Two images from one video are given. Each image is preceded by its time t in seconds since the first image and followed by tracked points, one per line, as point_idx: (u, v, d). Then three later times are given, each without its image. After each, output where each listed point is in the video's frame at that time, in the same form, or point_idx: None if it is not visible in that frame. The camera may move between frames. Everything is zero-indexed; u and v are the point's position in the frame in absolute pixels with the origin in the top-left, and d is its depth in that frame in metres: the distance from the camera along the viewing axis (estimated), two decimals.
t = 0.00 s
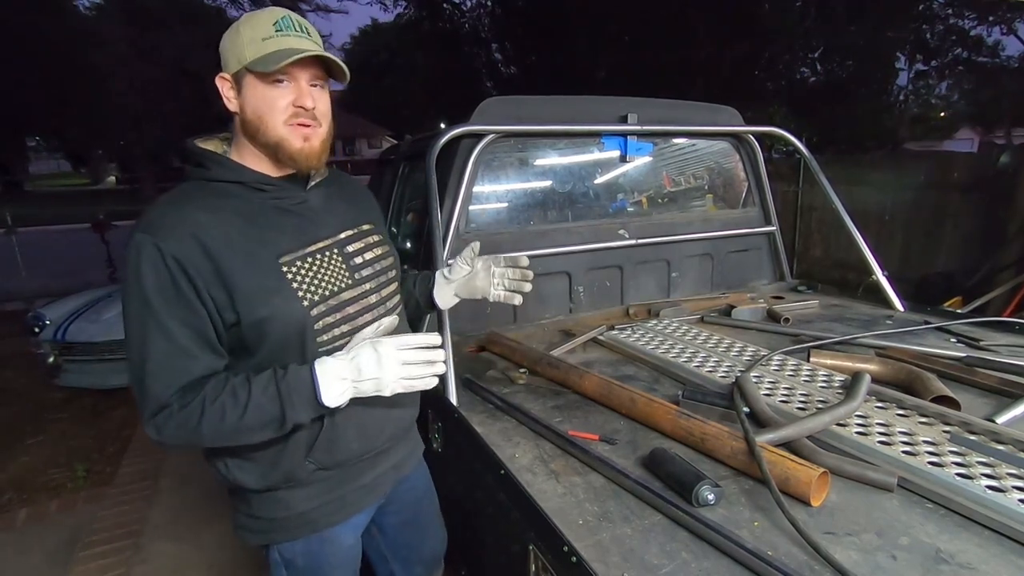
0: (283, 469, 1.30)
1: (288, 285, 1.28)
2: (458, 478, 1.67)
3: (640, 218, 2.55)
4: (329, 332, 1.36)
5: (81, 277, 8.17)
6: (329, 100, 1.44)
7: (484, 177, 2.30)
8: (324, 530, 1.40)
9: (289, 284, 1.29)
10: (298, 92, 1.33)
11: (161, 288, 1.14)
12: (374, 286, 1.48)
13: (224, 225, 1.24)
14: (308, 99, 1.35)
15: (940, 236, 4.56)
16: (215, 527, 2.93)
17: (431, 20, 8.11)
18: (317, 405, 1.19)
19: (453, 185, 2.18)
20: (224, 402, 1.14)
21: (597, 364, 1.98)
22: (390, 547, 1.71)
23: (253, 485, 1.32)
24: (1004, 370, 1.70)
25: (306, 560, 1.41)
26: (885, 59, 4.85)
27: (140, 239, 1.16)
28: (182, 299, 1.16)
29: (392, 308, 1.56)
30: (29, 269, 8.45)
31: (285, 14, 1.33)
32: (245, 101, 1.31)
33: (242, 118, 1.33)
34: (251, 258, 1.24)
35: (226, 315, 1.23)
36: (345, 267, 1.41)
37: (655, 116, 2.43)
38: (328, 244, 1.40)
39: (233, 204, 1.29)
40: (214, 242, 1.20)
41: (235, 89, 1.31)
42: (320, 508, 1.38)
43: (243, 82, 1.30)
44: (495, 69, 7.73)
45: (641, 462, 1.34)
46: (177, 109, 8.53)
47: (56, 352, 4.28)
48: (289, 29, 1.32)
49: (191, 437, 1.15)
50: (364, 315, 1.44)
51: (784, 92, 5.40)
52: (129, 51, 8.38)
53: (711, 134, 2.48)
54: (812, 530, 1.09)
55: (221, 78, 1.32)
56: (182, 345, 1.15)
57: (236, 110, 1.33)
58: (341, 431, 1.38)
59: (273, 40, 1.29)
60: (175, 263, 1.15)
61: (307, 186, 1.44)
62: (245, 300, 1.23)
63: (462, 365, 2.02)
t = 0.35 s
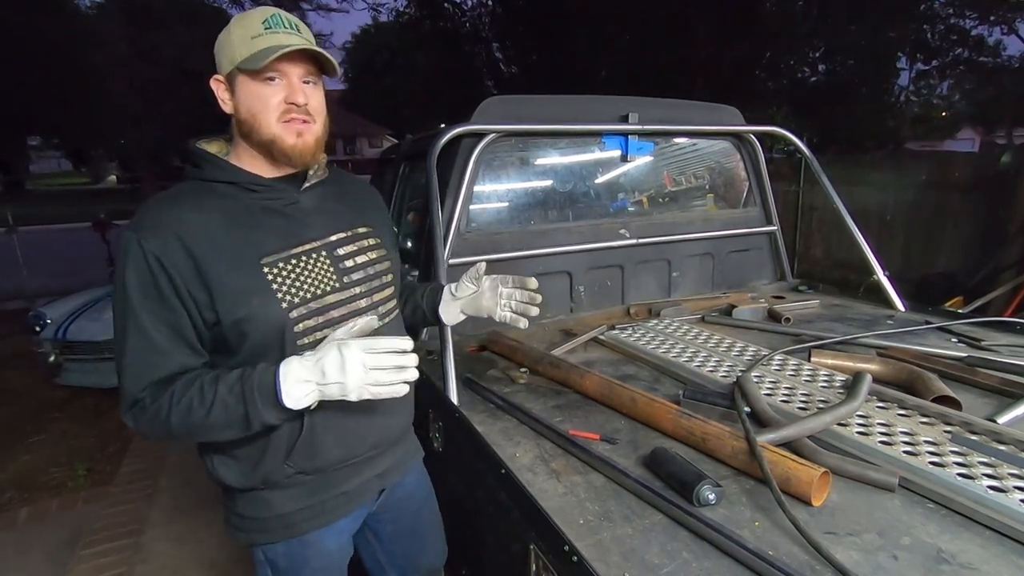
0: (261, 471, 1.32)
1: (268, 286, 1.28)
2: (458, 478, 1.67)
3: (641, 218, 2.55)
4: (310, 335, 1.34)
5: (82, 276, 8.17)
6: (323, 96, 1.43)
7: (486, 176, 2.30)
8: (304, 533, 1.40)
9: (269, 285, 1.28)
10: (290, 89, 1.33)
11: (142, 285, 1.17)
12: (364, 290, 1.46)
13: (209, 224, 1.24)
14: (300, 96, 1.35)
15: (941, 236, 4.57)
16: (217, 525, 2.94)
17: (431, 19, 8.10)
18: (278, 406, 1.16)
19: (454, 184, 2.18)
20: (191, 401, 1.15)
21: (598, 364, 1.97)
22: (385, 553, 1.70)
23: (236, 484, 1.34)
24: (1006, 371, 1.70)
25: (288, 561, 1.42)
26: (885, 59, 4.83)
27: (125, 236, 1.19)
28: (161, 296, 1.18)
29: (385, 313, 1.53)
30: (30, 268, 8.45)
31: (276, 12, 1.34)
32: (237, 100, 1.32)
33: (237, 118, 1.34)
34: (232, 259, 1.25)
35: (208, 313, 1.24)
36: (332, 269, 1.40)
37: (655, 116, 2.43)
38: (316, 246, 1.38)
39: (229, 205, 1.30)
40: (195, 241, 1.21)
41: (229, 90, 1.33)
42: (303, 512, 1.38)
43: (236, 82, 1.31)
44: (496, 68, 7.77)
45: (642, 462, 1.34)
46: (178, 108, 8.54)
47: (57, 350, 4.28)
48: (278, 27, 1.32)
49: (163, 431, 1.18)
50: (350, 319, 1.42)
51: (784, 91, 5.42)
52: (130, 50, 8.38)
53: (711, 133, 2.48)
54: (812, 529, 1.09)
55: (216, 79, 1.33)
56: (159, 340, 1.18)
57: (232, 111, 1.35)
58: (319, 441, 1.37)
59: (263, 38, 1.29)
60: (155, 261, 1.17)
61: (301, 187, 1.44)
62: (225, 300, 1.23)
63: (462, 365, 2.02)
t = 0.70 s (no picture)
0: (255, 472, 1.32)
1: (263, 286, 1.28)
2: (458, 478, 1.67)
3: (641, 217, 2.55)
4: (306, 336, 1.33)
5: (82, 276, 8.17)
6: (325, 96, 1.43)
7: (486, 176, 2.30)
8: (299, 535, 1.40)
9: (264, 284, 1.28)
10: (292, 89, 1.33)
11: (140, 283, 1.18)
12: (363, 291, 1.45)
13: (206, 223, 1.25)
14: (303, 97, 1.35)
15: (942, 236, 4.56)
16: (218, 525, 2.94)
17: (431, 19, 8.09)
18: (268, 412, 1.15)
19: (454, 184, 2.19)
20: (183, 401, 1.15)
21: (597, 364, 1.97)
22: (385, 553, 1.70)
23: (233, 483, 1.35)
24: (1007, 371, 1.70)
25: (283, 560, 1.42)
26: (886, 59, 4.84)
27: (125, 234, 1.20)
28: (159, 294, 1.19)
29: (384, 314, 1.52)
30: (30, 268, 8.45)
31: (279, 12, 1.33)
32: (240, 100, 1.32)
33: (239, 118, 1.35)
34: (229, 258, 1.25)
35: (204, 312, 1.25)
36: (331, 270, 1.38)
37: (656, 115, 2.43)
38: (315, 246, 1.37)
39: (229, 205, 1.30)
40: (192, 240, 1.22)
41: (232, 90, 1.33)
42: (299, 512, 1.38)
43: (238, 82, 1.31)
44: (496, 68, 7.72)
45: (642, 462, 1.34)
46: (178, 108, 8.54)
47: (57, 350, 4.29)
48: (282, 27, 1.32)
49: (156, 428, 1.19)
50: (348, 320, 1.40)
51: (785, 91, 5.42)
52: (130, 50, 8.38)
53: (711, 132, 2.48)
54: (813, 529, 1.09)
55: (219, 79, 1.34)
56: (155, 338, 1.19)
57: (234, 110, 1.35)
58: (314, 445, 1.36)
59: (265, 39, 1.29)
60: (153, 259, 1.18)
61: (303, 187, 1.42)
62: (222, 299, 1.24)
63: (462, 365, 2.02)
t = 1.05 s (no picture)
0: (274, 468, 1.31)
1: (283, 282, 1.28)
2: (458, 477, 1.67)
3: (641, 217, 2.55)
4: (326, 331, 1.34)
5: (81, 275, 8.16)
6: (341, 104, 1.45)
7: (486, 176, 2.30)
8: (318, 531, 1.40)
9: (284, 280, 1.28)
10: (325, 99, 1.34)
11: (153, 283, 1.16)
12: (373, 286, 1.46)
13: (220, 221, 1.24)
14: (332, 105, 1.37)
15: (943, 236, 4.54)
16: (218, 524, 2.94)
17: (432, 19, 8.08)
18: (275, 427, 1.13)
19: (454, 183, 2.18)
20: (198, 405, 1.14)
21: (598, 364, 1.97)
22: (390, 542, 1.70)
23: (250, 484, 1.33)
24: (1006, 370, 1.70)
25: (302, 559, 1.42)
26: (886, 59, 4.85)
27: (137, 233, 1.18)
28: (173, 294, 1.17)
29: (392, 308, 1.54)
30: (30, 267, 8.45)
31: (303, 19, 1.33)
32: (268, 105, 1.29)
33: (262, 122, 1.31)
34: (247, 255, 1.25)
35: (220, 312, 1.24)
36: (343, 265, 1.40)
37: (656, 115, 2.43)
38: (326, 242, 1.39)
39: (239, 201, 1.30)
40: (208, 239, 1.21)
41: (256, 92, 1.29)
42: (320, 508, 1.38)
43: (267, 86, 1.28)
44: (497, 68, 7.72)
45: (642, 462, 1.34)
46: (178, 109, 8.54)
47: (57, 350, 4.28)
48: (313, 36, 1.32)
49: (167, 432, 1.17)
50: (362, 314, 1.42)
51: (785, 92, 5.43)
52: (130, 50, 8.39)
53: (712, 132, 2.47)
54: (813, 529, 1.08)
55: (237, 79, 1.28)
56: (169, 340, 1.17)
57: (254, 113, 1.31)
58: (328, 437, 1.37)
59: (299, 47, 1.29)
60: (168, 258, 1.16)
61: (308, 185, 1.43)
62: (240, 297, 1.23)
63: (462, 364, 2.02)
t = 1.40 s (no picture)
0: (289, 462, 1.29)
1: (298, 279, 1.28)
2: (459, 477, 1.67)
3: (642, 217, 2.55)
4: (339, 327, 1.35)
5: (81, 275, 8.16)
6: (330, 96, 1.43)
7: (487, 175, 2.30)
8: (329, 525, 1.40)
9: (299, 277, 1.29)
10: (304, 91, 1.32)
11: (184, 285, 1.13)
12: (379, 281, 1.48)
13: (234, 221, 1.23)
14: (313, 96, 1.34)
15: (943, 237, 4.53)
16: (218, 524, 2.94)
17: (433, 18, 8.06)
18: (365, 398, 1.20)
19: (455, 183, 2.19)
20: (267, 394, 1.13)
21: (598, 364, 1.97)
22: (390, 538, 1.70)
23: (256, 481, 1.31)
24: (1007, 370, 1.70)
25: (312, 554, 1.42)
26: (887, 59, 4.85)
27: (155, 237, 1.15)
28: (206, 294, 1.15)
29: (396, 301, 1.56)
30: (30, 267, 8.45)
31: (280, 11, 1.31)
32: (247, 102, 1.29)
33: (246, 120, 1.32)
34: (265, 252, 1.25)
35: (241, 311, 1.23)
36: (350, 262, 1.41)
37: (657, 115, 2.43)
38: (333, 239, 1.39)
39: (246, 201, 1.29)
40: (226, 237, 1.20)
41: (237, 90, 1.29)
42: (331, 501, 1.38)
43: (245, 83, 1.28)
44: (497, 68, 7.70)
45: (643, 462, 1.34)
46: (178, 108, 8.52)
47: (57, 349, 4.28)
48: (288, 27, 1.30)
49: (233, 437, 1.12)
50: (371, 308, 1.44)
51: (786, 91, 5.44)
52: (130, 49, 8.39)
53: (713, 132, 2.47)
54: (813, 530, 1.08)
55: (221, 78, 1.29)
56: (213, 339, 1.14)
57: (239, 112, 1.32)
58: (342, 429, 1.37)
59: (273, 39, 1.27)
60: (195, 258, 1.15)
61: (309, 183, 1.44)
62: (260, 295, 1.23)
63: (463, 364, 2.02)
